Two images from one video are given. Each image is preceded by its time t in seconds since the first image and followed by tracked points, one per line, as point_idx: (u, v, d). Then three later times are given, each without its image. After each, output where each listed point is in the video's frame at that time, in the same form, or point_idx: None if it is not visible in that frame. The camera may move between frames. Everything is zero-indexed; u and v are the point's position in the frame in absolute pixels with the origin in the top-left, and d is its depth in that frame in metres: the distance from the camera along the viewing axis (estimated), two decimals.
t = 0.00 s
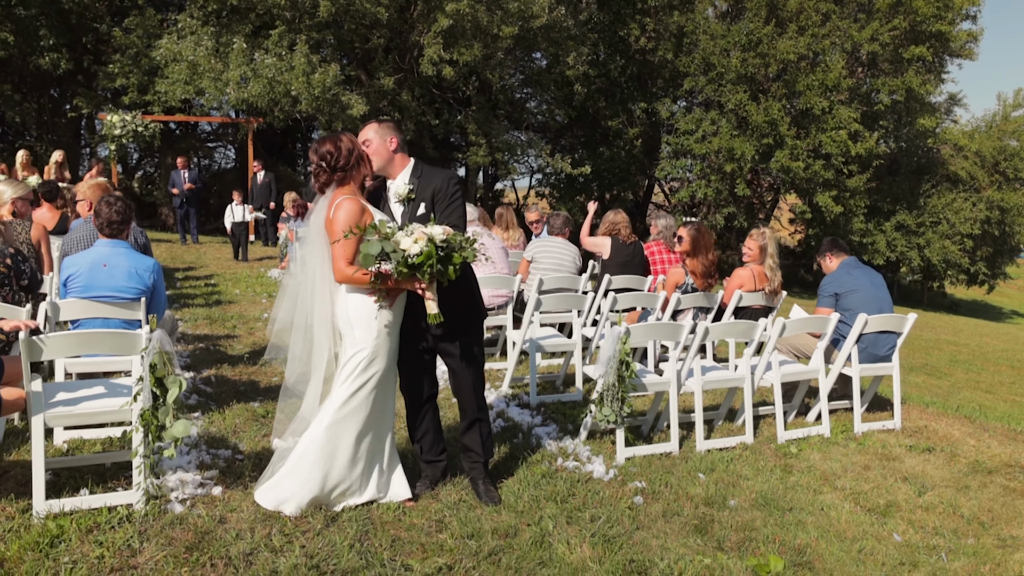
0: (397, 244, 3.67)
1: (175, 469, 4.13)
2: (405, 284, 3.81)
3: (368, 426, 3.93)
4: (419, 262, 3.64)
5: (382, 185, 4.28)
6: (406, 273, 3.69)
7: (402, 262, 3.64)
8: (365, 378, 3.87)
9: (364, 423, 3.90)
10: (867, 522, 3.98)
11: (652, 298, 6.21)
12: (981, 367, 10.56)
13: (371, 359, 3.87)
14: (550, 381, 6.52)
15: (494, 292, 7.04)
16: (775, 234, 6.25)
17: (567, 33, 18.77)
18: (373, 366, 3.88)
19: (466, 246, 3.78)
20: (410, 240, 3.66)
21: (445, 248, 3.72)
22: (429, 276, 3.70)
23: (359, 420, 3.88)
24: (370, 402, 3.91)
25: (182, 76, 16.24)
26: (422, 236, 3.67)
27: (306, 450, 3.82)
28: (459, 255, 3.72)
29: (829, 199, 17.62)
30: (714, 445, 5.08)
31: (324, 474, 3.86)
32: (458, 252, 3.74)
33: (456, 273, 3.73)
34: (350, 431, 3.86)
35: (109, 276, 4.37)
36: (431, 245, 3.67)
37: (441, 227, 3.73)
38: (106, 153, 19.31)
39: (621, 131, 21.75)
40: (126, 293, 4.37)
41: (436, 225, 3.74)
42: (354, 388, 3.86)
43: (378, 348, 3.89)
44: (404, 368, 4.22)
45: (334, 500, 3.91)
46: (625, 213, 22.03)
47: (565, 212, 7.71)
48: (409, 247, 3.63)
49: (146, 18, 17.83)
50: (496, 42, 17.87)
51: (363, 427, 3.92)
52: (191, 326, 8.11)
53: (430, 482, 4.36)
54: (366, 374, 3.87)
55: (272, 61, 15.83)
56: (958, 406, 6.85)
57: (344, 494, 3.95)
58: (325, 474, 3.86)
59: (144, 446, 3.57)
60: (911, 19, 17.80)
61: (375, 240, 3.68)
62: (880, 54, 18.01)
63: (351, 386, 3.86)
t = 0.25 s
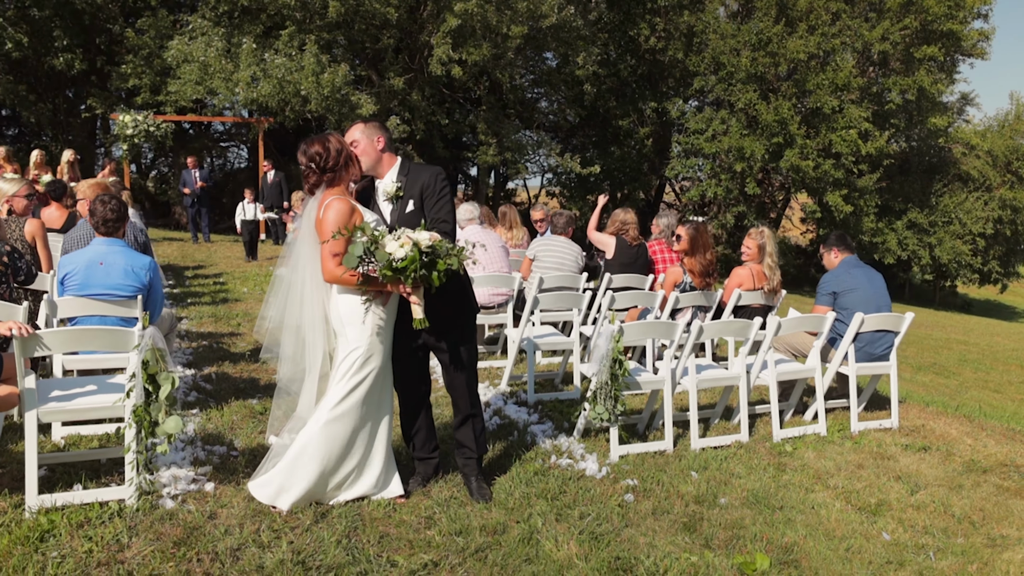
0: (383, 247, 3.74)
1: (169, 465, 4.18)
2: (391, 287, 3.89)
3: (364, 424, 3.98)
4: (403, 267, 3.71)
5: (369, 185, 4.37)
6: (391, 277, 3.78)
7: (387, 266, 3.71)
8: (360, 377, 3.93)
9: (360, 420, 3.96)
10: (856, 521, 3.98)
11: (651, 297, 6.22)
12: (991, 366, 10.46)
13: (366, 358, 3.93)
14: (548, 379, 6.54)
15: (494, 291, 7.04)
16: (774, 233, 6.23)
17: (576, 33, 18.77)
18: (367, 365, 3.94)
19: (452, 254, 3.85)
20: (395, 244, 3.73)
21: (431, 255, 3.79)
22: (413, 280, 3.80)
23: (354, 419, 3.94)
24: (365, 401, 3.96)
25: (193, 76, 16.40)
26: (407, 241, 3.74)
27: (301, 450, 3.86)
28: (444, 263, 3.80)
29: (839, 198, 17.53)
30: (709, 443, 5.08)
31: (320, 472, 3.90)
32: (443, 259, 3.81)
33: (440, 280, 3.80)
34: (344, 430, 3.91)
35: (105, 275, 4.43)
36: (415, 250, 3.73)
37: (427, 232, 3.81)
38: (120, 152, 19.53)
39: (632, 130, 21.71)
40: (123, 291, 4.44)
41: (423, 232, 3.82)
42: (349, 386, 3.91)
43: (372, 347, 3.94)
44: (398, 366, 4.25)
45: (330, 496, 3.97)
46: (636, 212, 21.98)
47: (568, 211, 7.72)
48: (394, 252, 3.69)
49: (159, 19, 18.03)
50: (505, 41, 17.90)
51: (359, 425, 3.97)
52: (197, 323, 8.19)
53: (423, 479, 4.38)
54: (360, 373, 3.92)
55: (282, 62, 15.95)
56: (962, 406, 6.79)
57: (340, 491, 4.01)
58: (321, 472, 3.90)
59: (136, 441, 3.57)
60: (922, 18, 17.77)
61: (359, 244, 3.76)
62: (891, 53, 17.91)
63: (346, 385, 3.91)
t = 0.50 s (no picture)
0: (376, 247, 3.75)
1: (164, 463, 4.22)
2: (384, 288, 3.88)
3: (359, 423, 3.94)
4: (397, 267, 3.71)
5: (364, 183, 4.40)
6: (383, 277, 3.77)
7: (379, 266, 3.72)
8: (356, 375, 3.88)
9: (356, 419, 3.91)
10: (848, 521, 3.95)
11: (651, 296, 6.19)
12: (1003, 367, 10.32)
13: (361, 357, 3.89)
14: (548, 378, 6.54)
15: (497, 290, 7.03)
16: (775, 232, 6.20)
17: (587, 32, 18.75)
18: (362, 363, 3.90)
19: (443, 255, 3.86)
20: (389, 245, 3.73)
21: (423, 257, 3.80)
22: (405, 281, 3.79)
23: (349, 418, 3.89)
24: (361, 400, 3.92)
25: (206, 76, 16.55)
26: (400, 241, 3.73)
27: (296, 448, 3.81)
28: (435, 266, 3.81)
29: (851, 198, 17.40)
30: (706, 442, 5.06)
31: (316, 471, 3.86)
32: (435, 261, 3.83)
33: (432, 282, 3.81)
34: (340, 429, 3.87)
35: (104, 274, 4.49)
36: (408, 253, 3.73)
37: (421, 235, 3.82)
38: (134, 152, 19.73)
39: (644, 130, 21.63)
40: (121, 290, 4.49)
41: (417, 234, 3.83)
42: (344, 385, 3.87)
43: (367, 345, 3.92)
44: (393, 365, 4.27)
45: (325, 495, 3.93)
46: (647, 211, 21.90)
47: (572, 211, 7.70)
48: (387, 251, 3.70)
49: (173, 19, 18.21)
50: (515, 41, 17.91)
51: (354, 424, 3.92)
52: (203, 322, 8.26)
53: (416, 477, 4.39)
54: (356, 371, 3.88)
55: (293, 61, 16.05)
56: (968, 406, 6.71)
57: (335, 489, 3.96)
58: (316, 472, 3.86)
59: (128, 439, 3.62)
60: (936, 16, 17.65)
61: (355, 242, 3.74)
62: (904, 52, 17.78)
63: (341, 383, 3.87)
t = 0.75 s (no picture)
0: (368, 246, 3.70)
1: (159, 460, 4.26)
2: (375, 287, 3.85)
3: (352, 421, 3.94)
4: (387, 267, 3.67)
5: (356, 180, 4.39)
6: (374, 276, 3.74)
7: (370, 265, 3.69)
8: (347, 374, 3.88)
9: (348, 418, 3.92)
10: (841, 522, 3.92)
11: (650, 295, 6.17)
12: (1015, 368, 10.19)
13: (353, 355, 3.88)
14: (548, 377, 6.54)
15: (499, 289, 7.03)
16: (775, 232, 6.17)
17: (598, 32, 18.68)
18: (354, 362, 3.89)
19: (435, 255, 3.80)
20: (379, 244, 3.68)
21: (413, 257, 3.74)
22: (396, 280, 3.75)
23: (341, 416, 3.89)
24: (353, 398, 3.92)
25: (217, 77, 16.68)
26: (391, 240, 3.69)
27: (289, 446, 3.84)
28: (427, 264, 3.75)
29: (862, 198, 17.29)
30: (702, 442, 5.03)
31: (307, 470, 3.88)
32: (427, 260, 3.76)
33: (423, 281, 3.77)
34: (332, 427, 3.88)
35: (102, 272, 4.54)
36: (399, 251, 3.69)
37: (412, 233, 3.75)
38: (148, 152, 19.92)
39: (655, 130, 21.54)
40: (119, 289, 4.54)
41: (407, 232, 3.76)
42: (336, 383, 3.87)
43: (359, 344, 3.90)
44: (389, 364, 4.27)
45: (317, 492, 3.95)
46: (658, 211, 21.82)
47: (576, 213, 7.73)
48: (378, 251, 3.65)
49: (186, 20, 18.38)
50: (524, 41, 17.89)
51: (346, 422, 3.93)
52: (209, 320, 8.33)
53: (409, 475, 4.39)
54: (348, 370, 3.88)
55: (303, 62, 16.13)
56: (975, 407, 6.63)
57: (328, 488, 3.98)
58: (307, 470, 3.88)
59: (120, 436, 3.65)
60: (948, 15, 17.52)
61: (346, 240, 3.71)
62: (916, 51, 17.66)
63: (333, 382, 3.87)
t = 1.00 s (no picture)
0: (357, 246, 3.69)
1: (154, 458, 4.29)
2: (366, 287, 3.84)
3: (342, 420, 3.94)
4: (376, 268, 3.66)
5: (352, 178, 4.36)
6: (363, 277, 3.73)
7: (359, 266, 3.67)
8: (338, 373, 3.88)
9: (339, 417, 3.92)
10: (833, 522, 3.88)
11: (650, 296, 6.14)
12: None
13: (343, 354, 3.88)
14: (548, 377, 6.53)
15: (500, 288, 7.03)
16: (774, 231, 6.13)
17: (607, 32, 18.62)
18: (345, 361, 3.89)
19: (424, 257, 3.80)
20: (368, 244, 3.67)
21: (402, 258, 3.74)
22: (385, 281, 3.74)
23: (332, 415, 3.89)
24: (344, 396, 3.92)
25: (227, 78, 16.80)
26: (380, 241, 3.67)
27: (280, 444, 3.84)
28: (416, 266, 3.75)
29: (872, 198, 17.18)
30: (698, 442, 5.01)
31: (298, 468, 3.88)
32: (415, 261, 3.76)
33: (412, 282, 3.75)
34: (323, 426, 3.88)
35: (100, 271, 4.59)
36: (388, 252, 3.67)
37: (402, 234, 3.74)
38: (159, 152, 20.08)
39: (665, 130, 21.46)
40: (116, 287, 4.58)
41: (397, 233, 3.75)
42: (326, 382, 3.87)
43: (349, 343, 3.90)
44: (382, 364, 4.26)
45: (308, 491, 3.95)
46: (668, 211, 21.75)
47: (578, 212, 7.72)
48: (367, 252, 3.64)
49: (197, 21, 18.52)
50: (533, 41, 17.87)
51: (336, 421, 3.92)
52: (213, 319, 8.38)
53: (402, 474, 4.38)
54: (338, 368, 3.88)
55: (312, 62, 16.20)
56: (979, 407, 6.56)
57: (319, 486, 3.97)
58: (298, 469, 3.88)
59: (112, 435, 3.68)
60: (960, 14, 17.38)
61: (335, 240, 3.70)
62: (927, 50, 17.55)
63: (324, 381, 3.87)
